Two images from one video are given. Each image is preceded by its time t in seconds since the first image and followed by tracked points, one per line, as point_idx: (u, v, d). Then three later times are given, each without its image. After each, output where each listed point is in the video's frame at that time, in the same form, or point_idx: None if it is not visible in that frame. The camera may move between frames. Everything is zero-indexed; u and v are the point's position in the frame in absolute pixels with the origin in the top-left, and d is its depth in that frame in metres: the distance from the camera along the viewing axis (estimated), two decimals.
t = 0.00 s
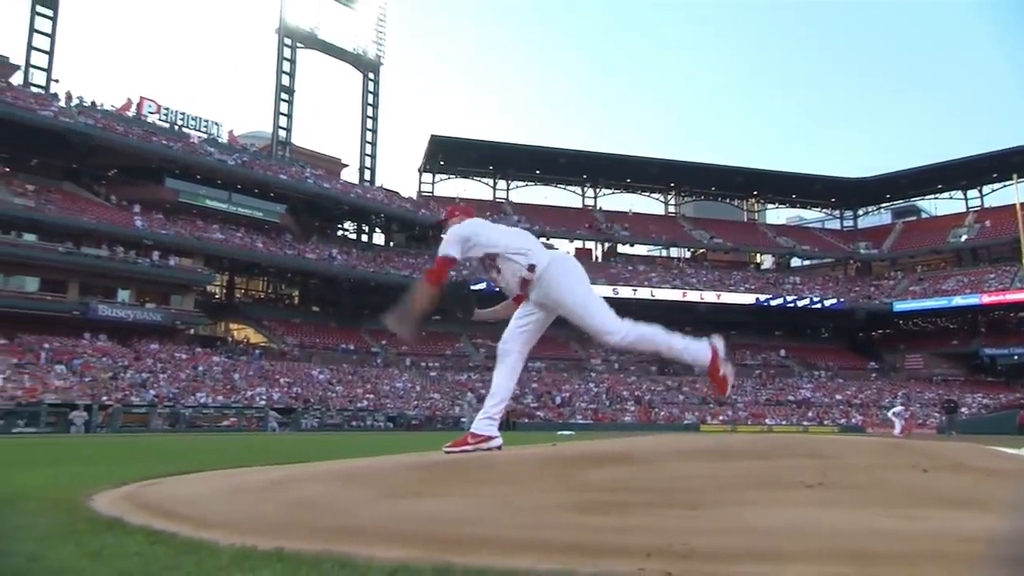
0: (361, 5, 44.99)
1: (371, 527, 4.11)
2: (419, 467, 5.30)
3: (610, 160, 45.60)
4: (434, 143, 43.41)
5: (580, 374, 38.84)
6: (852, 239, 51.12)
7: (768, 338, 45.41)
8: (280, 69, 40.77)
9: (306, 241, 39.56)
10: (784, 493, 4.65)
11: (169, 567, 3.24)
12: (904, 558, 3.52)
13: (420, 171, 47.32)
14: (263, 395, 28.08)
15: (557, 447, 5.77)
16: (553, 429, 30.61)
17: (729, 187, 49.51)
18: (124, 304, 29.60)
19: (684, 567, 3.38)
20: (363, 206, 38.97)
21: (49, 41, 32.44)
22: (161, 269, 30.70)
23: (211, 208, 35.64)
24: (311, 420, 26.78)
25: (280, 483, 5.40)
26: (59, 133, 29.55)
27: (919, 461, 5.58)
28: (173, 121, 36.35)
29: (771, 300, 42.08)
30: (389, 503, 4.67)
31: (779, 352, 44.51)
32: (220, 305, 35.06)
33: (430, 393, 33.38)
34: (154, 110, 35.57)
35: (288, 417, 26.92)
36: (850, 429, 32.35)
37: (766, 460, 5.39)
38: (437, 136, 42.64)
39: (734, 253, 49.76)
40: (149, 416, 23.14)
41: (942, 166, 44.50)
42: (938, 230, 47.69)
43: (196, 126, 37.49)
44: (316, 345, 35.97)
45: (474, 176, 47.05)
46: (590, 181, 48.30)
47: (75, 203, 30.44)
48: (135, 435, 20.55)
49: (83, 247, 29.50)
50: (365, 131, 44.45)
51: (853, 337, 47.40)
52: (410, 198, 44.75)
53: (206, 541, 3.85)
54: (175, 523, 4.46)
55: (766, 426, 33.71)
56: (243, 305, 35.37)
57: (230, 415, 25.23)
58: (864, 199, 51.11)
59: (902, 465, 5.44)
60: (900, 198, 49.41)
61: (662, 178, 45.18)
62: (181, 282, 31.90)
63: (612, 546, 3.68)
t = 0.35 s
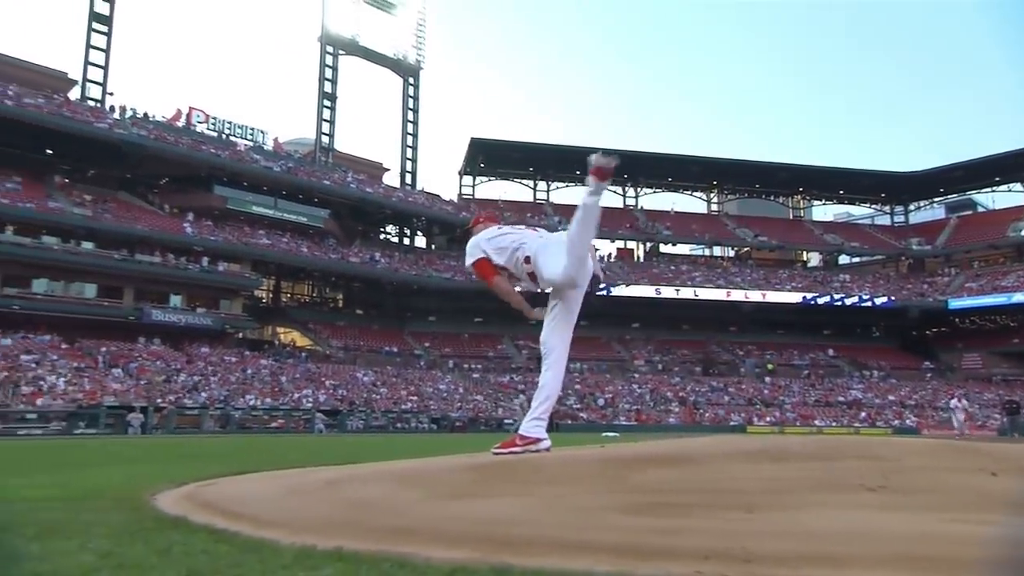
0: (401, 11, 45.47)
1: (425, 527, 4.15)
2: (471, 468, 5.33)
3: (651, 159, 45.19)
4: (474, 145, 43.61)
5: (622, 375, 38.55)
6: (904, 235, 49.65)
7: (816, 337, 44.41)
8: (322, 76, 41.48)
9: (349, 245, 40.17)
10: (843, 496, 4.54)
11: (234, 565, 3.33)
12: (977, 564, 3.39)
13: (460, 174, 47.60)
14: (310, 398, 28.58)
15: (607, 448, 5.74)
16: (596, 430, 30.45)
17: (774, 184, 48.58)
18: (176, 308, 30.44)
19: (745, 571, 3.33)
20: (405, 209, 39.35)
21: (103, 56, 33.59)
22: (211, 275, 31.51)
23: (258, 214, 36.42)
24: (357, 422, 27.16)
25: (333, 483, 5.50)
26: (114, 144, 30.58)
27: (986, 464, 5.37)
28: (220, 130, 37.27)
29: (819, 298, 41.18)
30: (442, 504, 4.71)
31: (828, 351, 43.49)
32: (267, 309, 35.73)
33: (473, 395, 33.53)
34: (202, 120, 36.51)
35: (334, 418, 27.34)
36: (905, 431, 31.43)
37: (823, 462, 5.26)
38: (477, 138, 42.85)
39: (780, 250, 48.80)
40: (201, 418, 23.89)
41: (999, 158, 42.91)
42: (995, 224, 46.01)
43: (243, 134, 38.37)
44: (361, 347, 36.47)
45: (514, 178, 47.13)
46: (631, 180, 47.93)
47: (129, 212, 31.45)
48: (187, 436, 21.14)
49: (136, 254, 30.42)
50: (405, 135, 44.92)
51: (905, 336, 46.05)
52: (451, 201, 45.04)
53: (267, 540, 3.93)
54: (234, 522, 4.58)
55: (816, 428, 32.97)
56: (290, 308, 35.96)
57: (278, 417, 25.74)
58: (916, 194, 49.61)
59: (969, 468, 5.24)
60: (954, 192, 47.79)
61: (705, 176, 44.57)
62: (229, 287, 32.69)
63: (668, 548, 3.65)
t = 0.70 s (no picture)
0: (429, 17, 45.82)
1: (463, 532, 4.13)
2: (506, 473, 5.33)
3: (681, 161, 44.84)
4: (502, 149, 43.72)
5: (653, 379, 38.25)
6: (942, 236, 48.53)
7: (851, 340, 43.60)
8: (352, 83, 41.96)
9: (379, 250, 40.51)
10: (889, 502, 4.42)
11: (277, 565, 3.37)
12: None
13: (489, 179, 47.76)
14: (341, 402, 28.85)
15: (644, 452, 5.67)
16: (627, 435, 30.26)
17: (806, 185, 47.88)
18: (210, 314, 30.93)
19: None
20: (434, 214, 39.59)
21: (141, 67, 34.35)
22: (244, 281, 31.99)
23: (290, 221, 36.91)
24: (387, 425, 27.35)
25: (371, 486, 5.53)
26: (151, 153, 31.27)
27: None
28: (253, 138, 37.89)
29: (854, 301, 40.46)
30: (478, 508, 4.70)
31: (863, 355, 42.67)
32: (298, 314, 36.09)
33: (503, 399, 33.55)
34: (236, 128, 37.15)
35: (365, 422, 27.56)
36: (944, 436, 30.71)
37: (865, 467, 5.14)
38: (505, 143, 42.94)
39: (813, 252, 48.04)
40: (236, 422, 24.22)
41: None
42: None
43: (274, 141, 38.95)
44: (391, 351, 36.73)
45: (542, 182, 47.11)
46: (660, 183, 47.62)
47: (165, 219, 32.09)
48: (222, 439, 21.45)
49: (172, 260, 30.97)
50: (434, 140, 45.22)
51: (944, 339, 44.98)
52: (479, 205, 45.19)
53: (307, 542, 3.97)
54: (274, 524, 4.61)
55: (852, 433, 32.32)
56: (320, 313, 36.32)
57: (311, 421, 26.00)
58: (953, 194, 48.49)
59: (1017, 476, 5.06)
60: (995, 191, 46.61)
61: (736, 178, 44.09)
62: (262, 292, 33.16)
63: (711, 555, 3.58)
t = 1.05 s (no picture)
0: (442, 13, 45.82)
1: (487, 525, 4.14)
2: (528, 467, 5.32)
3: (696, 154, 44.54)
4: (517, 144, 43.66)
5: (670, 373, 38.09)
6: (964, 225, 47.84)
7: (871, 332, 43.16)
8: (366, 81, 42.08)
9: (394, 247, 40.65)
10: (918, 494, 4.36)
11: (302, 559, 3.38)
12: None
13: (504, 174, 47.75)
14: (359, 398, 29.05)
15: (667, 446, 5.64)
16: (645, 429, 30.18)
17: (824, 176, 47.40)
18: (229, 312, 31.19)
19: (819, 571, 3.23)
20: (449, 210, 39.65)
21: (158, 68, 34.67)
22: (261, 278, 32.21)
23: (306, 219, 37.13)
24: (405, 421, 27.47)
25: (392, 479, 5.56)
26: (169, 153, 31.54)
27: None
28: (269, 137, 38.13)
29: (874, 293, 40.04)
30: (502, 502, 4.69)
31: (883, 346, 42.22)
32: (316, 311, 36.31)
33: (520, 394, 33.58)
34: (252, 127, 37.41)
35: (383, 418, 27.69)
36: (967, 428, 30.33)
37: (891, 460, 5.07)
38: (519, 138, 42.87)
39: (831, 244, 47.55)
40: (255, 418, 24.42)
41: None
42: None
43: (290, 140, 39.17)
44: (407, 347, 36.86)
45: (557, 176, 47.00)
46: (675, 176, 47.36)
47: (184, 219, 32.38)
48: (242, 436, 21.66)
49: (191, 259, 31.24)
50: (448, 136, 45.26)
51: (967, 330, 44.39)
52: (494, 201, 45.19)
53: (332, 537, 3.98)
54: (298, 518, 4.64)
55: (872, 425, 32.01)
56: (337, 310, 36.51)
57: (329, 417, 26.17)
58: (975, 183, 47.76)
59: None
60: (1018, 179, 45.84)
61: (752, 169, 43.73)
62: (280, 290, 33.39)
63: (737, 548, 3.55)
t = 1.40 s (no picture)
0: (446, 14, 45.85)
1: (491, 527, 4.11)
2: (532, 470, 5.30)
3: (700, 156, 44.51)
4: (520, 146, 43.64)
5: (672, 375, 38.06)
6: (967, 229, 47.75)
7: (874, 336, 43.08)
8: (369, 81, 42.12)
9: (397, 247, 40.67)
10: (924, 499, 4.32)
11: (306, 559, 3.37)
12: None
13: (506, 176, 47.72)
14: (361, 398, 29.10)
15: (670, 448, 5.62)
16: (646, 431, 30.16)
17: (827, 179, 47.36)
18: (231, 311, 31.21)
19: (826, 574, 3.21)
20: (452, 211, 39.61)
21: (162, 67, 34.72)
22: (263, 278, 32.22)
23: (309, 219, 37.17)
24: (407, 422, 27.44)
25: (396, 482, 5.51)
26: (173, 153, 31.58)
27: None
28: (272, 137, 38.15)
29: (876, 297, 40.08)
30: (506, 503, 4.67)
31: (886, 350, 42.16)
32: (318, 311, 36.32)
33: (521, 395, 33.57)
34: (255, 127, 37.46)
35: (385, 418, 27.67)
36: (969, 432, 30.27)
37: (897, 463, 5.04)
38: (523, 139, 42.87)
39: (834, 247, 47.48)
40: (257, 418, 24.34)
41: None
42: None
43: (293, 140, 39.21)
44: (409, 347, 36.87)
45: (560, 177, 46.99)
46: (679, 177, 47.31)
47: (187, 218, 32.39)
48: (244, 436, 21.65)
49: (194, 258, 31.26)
50: (452, 137, 45.29)
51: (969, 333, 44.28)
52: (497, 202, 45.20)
53: (336, 537, 3.97)
54: (301, 519, 4.62)
55: (875, 429, 31.92)
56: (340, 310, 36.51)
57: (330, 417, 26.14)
58: (979, 186, 47.68)
59: None
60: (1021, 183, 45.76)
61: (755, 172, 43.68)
62: (282, 290, 33.41)
63: (743, 551, 3.54)
